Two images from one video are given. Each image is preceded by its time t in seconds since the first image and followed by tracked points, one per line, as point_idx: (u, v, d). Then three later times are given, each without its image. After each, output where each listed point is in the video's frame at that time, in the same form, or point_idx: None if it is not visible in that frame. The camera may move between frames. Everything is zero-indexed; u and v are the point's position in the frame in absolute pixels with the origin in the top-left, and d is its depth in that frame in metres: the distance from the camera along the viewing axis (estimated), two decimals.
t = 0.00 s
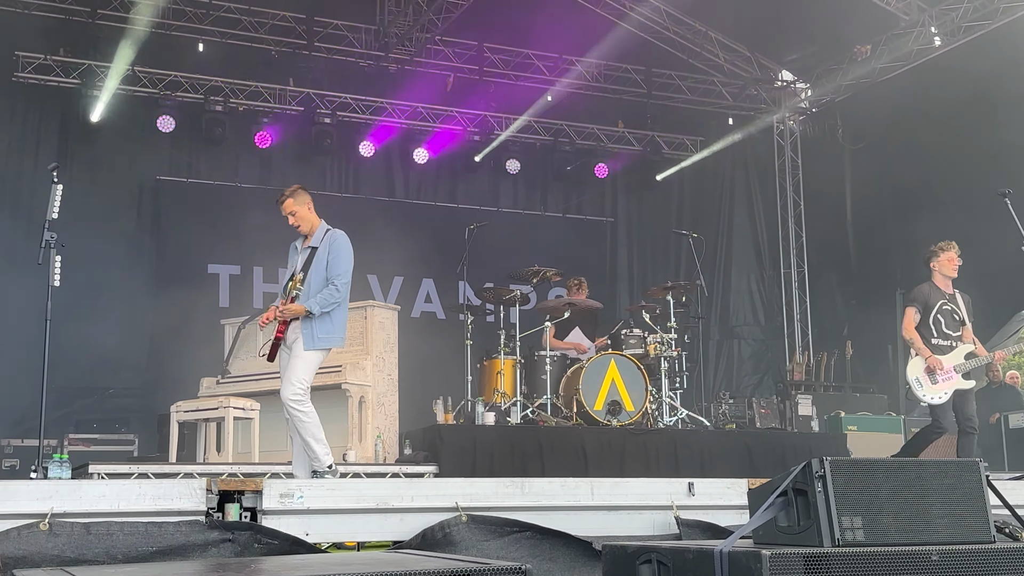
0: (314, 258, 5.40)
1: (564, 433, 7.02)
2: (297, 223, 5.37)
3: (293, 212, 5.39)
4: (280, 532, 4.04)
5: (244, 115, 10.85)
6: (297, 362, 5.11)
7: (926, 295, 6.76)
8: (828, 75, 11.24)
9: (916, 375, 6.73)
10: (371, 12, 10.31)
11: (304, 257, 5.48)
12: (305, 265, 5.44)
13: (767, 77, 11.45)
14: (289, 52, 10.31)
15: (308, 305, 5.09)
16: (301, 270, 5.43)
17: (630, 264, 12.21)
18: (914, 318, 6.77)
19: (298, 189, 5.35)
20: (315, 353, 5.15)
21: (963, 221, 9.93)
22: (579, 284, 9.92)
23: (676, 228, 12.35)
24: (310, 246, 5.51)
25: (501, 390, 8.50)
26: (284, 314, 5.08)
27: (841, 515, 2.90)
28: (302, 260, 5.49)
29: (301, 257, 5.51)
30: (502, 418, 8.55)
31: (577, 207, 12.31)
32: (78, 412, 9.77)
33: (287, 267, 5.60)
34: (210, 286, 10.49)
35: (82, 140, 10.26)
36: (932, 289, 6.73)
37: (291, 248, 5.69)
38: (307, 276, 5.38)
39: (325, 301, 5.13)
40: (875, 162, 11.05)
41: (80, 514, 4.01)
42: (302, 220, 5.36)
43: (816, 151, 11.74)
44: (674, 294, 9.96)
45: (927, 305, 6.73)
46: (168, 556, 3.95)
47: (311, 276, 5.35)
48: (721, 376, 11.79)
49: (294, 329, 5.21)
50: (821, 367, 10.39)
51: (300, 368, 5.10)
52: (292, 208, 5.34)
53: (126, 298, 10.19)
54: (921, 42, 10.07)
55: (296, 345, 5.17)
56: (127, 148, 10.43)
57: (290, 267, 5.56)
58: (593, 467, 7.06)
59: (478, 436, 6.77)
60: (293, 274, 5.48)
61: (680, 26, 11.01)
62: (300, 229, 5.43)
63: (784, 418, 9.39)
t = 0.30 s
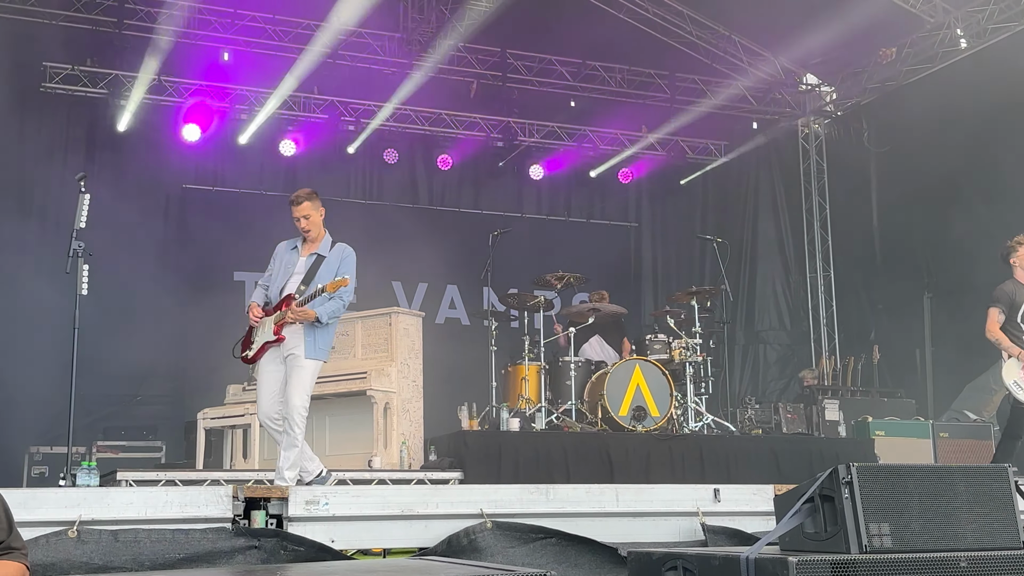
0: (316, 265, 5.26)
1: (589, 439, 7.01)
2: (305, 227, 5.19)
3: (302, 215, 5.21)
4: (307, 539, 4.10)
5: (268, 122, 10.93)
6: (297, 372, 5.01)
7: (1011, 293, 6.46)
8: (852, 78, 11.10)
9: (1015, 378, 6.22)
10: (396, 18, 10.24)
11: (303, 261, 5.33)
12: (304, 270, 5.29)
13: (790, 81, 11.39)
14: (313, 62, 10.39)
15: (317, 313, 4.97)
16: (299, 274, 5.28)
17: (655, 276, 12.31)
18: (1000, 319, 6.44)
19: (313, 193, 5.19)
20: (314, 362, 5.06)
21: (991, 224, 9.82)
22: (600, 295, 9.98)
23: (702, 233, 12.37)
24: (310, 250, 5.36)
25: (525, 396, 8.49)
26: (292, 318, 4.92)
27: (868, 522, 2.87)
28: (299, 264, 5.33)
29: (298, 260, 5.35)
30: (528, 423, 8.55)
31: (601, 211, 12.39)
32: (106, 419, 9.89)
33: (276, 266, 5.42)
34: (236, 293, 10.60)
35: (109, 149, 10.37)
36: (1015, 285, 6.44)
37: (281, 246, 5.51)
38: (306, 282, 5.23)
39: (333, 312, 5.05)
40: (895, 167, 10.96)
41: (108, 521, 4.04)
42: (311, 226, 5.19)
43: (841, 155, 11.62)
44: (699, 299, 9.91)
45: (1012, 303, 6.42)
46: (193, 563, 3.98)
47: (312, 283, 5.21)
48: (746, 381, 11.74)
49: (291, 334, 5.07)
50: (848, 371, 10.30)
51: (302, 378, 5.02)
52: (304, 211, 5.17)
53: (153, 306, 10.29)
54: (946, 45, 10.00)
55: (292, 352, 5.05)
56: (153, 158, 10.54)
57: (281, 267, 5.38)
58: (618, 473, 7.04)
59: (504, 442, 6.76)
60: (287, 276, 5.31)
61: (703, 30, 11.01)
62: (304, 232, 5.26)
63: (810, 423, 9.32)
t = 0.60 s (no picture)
0: (319, 273, 5.38)
1: (612, 443, 6.99)
2: (313, 233, 5.36)
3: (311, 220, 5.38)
4: (330, 545, 4.11)
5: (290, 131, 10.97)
6: (312, 380, 5.02)
7: None
8: (874, 81, 11.10)
9: None
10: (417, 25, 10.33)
11: (303, 265, 5.37)
12: (306, 276, 5.36)
13: (814, 83, 11.42)
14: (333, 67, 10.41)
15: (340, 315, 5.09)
16: (302, 279, 5.34)
17: (677, 278, 12.22)
18: None
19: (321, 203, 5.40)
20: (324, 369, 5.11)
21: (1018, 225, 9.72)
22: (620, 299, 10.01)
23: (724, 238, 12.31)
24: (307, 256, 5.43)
25: (548, 401, 8.47)
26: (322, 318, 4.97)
27: (894, 526, 2.84)
28: (298, 267, 5.36)
29: (297, 263, 5.35)
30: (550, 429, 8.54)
31: (623, 217, 12.35)
32: (130, 426, 9.96)
33: (269, 264, 5.32)
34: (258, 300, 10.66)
35: (133, 157, 10.48)
36: None
37: (266, 244, 5.39)
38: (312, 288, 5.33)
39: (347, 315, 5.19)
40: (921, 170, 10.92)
41: (132, 527, 4.08)
42: (321, 232, 5.37)
43: (865, 158, 11.53)
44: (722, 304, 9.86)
45: None
46: (219, 569, 4.01)
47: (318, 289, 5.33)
48: (770, 387, 11.59)
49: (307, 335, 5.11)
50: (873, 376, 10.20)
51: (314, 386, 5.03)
52: (317, 217, 5.37)
53: (177, 313, 10.37)
54: (969, 46, 9.96)
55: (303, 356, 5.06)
56: (177, 166, 10.63)
57: (277, 266, 5.31)
58: (641, 478, 7.01)
59: (526, 447, 6.75)
60: (289, 278, 5.30)
61: (727, 34, 10.96)
62: (307, 238, 5.37)
63: (836, 429, 9.24)
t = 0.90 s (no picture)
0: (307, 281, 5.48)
1: (631, 449, 6.97)
2: (292, 240, 5.44)
3: (287, 227, 5.46)
4: (350, 551, 4.12)
5: (308, 136, 11.07)
6: (319, 386, 5.09)
7: None
8: (894, 84, 10.99)
9: None
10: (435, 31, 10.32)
11: (294, 273, 5.41)
12: (297, 283, 5.41)
13: (832, 88, 11.29)
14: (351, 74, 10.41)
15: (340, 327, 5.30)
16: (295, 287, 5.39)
17: (696, 284, 12.24)
18: None
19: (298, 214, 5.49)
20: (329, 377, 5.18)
21: None
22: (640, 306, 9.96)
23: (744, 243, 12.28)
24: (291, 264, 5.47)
25: (567, 407, 8.45)
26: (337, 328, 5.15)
27: (917, 534, 2.90)
28: (290, 275, 5.38)
29: (290, 271, 5.38)
30: (569, 435, 8.53)
31: (641, 222, 12.34)
32: (151, 432, 10.03)
33: (267, 271, 5.25)
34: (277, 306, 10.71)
35: (153, 165, 10.56)
36: None
37: (255, 249, 5.29)
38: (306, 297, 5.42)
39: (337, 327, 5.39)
40: (943, 173, 10.76)
41: (153, 534, 4.12)
42: (297, 239, 5.49)
43: (884, 162, 11.44)
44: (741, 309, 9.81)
45: None
46: None
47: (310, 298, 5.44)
48: (790, 392, 11.67)
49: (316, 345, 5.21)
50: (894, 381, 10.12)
51: (320, 389, 5.09)
52: (294, 223, 5.46)
53: (197, 319, 10.43)
54: (989, 50, 9.87)
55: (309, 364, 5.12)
56: (196, 174, 10.71)
57: (273, 273, 5.28)
58: (661, 484, 6.97)
59: (545, 454, 6.74)
60: (287, 286, 5.31)
61: (746, 40, 10.90)
62: (290, 246, 5.44)
63: (856, 434, 9.17)
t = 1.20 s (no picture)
0: (305, 283, 5.50)
1: (647, 454, 6.95)
2: (284, 240, 5.40)
3: (277, 227, 5.40)
4: (365, 557, 4.12)
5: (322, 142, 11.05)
6: (320, 390, 5.12)
7: None
8: (911, 87, 10.95)
9: None
10: (449, 37, 10.33)
11: (291, 277, 5.43)
12: (295, 287, 5.44)
13: (849, 91, 11.29)
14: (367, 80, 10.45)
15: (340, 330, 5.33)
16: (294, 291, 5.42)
17: (712, 288, 12.21)
18: None
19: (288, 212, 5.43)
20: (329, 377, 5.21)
21: None
22: (657, 307, 9.93)
23: (759, 247, 12.24)
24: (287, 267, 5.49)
25: (582, 413, 8.49)
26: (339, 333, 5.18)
27: (934, 540, 3.07)
28: (288, 280, 5.41)
29: (287, 276, 5.40)
30: (584, 440, 8.51)
31: (655, 227, 12.33)
32: (168, 437, 10.08)
33: (264, 279, 5.28)
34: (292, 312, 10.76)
35: (169, 172, 10.62)
36: None
37: (252, 257, 5.30)
38: (306, 300, 5.46)
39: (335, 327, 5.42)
40: (961, 177, 10.67)
41: (169, 540, 4.14)
42: (289, 238, 5.43)
43: (901, 167, 11.37)
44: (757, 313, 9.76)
45: None
46: None
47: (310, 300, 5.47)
48: (806, 397, 11.57)
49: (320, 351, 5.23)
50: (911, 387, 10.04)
51: (322, 393, 5.13)
52: (284, 223, 5.39)
53: (213, 325, 10.48)
54: (1006, 53, 9.82)
55: (309, 368, 5.15)
56: (212, 180, 10.77)
57: (271, 280, 5.30)
58: (677, 489, 6.95)
59: (561, 459, 6.73)
60: (286, 292, 5.34)
61: (760, 43, 10.93)
62: (284, 247, 5.41)
63: (873, 439, 9.12)
